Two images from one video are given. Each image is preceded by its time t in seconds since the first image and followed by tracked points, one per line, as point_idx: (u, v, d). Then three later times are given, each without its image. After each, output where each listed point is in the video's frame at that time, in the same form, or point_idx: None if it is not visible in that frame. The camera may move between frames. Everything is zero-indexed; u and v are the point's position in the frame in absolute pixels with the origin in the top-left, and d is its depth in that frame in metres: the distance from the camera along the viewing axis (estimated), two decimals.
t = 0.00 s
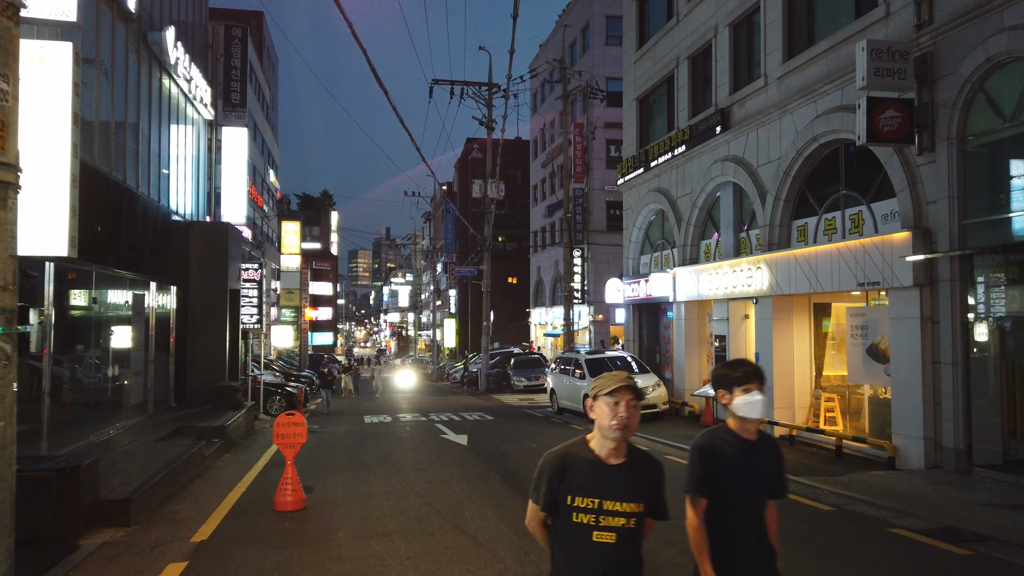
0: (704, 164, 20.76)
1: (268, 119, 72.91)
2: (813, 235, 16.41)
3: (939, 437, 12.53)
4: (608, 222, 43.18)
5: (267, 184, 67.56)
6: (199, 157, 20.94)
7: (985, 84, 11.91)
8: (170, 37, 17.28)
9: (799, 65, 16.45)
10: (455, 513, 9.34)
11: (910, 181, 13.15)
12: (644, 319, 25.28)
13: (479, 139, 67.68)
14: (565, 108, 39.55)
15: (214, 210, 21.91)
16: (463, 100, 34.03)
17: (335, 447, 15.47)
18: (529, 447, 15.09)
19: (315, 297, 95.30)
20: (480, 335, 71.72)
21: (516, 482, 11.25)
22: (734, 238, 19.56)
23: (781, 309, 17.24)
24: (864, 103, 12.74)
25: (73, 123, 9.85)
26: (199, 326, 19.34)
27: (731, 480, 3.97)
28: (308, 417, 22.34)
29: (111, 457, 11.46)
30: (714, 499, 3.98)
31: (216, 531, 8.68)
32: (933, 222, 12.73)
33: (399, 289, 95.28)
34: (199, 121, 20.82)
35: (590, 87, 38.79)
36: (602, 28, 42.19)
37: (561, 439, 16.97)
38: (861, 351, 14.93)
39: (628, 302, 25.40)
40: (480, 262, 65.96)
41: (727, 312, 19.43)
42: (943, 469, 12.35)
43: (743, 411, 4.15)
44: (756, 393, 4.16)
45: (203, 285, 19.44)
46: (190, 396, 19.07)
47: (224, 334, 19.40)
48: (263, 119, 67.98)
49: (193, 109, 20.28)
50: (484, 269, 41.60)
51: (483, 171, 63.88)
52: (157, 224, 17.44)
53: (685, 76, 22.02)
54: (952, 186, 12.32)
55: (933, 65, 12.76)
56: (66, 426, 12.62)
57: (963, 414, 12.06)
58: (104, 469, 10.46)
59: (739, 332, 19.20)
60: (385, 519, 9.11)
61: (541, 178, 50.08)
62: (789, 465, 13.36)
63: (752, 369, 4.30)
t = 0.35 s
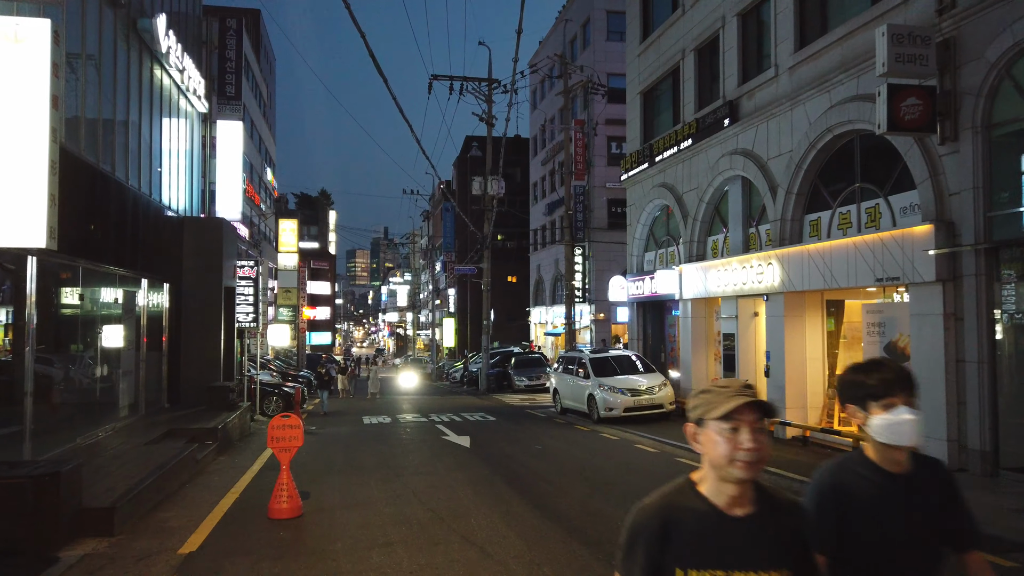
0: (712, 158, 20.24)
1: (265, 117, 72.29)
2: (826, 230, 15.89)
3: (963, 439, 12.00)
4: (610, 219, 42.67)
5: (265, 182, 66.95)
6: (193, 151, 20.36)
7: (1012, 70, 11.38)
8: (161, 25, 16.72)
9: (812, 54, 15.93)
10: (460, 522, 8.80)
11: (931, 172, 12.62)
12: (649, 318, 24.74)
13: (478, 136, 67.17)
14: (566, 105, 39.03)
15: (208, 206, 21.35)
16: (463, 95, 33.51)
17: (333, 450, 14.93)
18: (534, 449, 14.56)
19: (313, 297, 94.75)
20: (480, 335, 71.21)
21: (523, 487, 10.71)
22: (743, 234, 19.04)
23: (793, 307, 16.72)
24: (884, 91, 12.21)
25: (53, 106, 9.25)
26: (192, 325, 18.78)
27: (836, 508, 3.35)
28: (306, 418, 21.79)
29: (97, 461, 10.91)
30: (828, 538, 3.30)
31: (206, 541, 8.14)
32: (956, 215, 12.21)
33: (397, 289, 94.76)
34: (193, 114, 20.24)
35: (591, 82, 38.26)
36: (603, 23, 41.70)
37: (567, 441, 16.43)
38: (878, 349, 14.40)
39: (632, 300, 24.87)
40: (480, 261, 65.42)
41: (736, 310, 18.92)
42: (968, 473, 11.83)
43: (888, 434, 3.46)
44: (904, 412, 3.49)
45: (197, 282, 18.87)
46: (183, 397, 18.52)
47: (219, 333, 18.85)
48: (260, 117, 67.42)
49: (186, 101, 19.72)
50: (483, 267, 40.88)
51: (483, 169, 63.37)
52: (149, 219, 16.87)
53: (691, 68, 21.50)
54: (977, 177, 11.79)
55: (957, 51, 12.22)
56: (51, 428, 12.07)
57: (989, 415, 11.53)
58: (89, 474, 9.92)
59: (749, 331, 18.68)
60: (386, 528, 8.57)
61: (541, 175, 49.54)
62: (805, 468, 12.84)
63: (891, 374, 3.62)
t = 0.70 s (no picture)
0: (722, 148, 19.71)
1: (266, 113, 71.80)
2: (844, 219, 15.37)
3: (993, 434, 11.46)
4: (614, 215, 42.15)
5: (265, 179, 66.48)
6: (190, 141, 19.83)
7: None
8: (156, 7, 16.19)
9: (828, 37, 15.40)
10: (469, 521, 8.28)
11: (958, 156, 12.09)
12: (656, 314, 24.20)
13: (480, 133, 66.67)
14: (570, 98, 38.49)
15: (206, 197, 20.85)
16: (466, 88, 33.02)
17: (334, 447, 14.39)
18: (543, 446, 14.03)
19: (314, 295, 94.37)
20: (482, 333, 70.75)
21: (534, 485, 10.19)
22: (756, 225, 18.51)
23: (809, 299, 16.18)
24: (909, 71, 11.67)
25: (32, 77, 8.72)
26: (190, 319, 18.27)
27: None
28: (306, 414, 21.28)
29: (86, 457, 10.39)
30: None
31: (198, 542, 7.62)
32: (986, 200, 11.67)
33: (399, 287, 94.31)
34: (189, 102, 19.71)
35: (596, 76, 37.72)
36: (607, 17, 41.21)
37: (576, 437, 15.89)
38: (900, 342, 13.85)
39: (640, 295, 24.36)
40: (483, 259, 64.97)
41: (749, 303, 18.38)
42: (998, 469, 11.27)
43: None
44: None
45: (194, 274, 18.36)
46: (180, 393, 18.02)
47: (217, 327, 18.34)
48: (261, 113, 66.97)
49: (183, 89, 19.21)
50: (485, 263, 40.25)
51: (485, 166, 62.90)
52: (144, 208, 16.33)
53: (701, 56, 20.97)
54: (1008, 160, 11.24)
55: (985, 29, 11.68)
56: (39, 423, 11.55)
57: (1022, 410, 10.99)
58: (77, 470, 9.40)
59: (761, 325, 18.18)
60: (390, 528, 8.04)
61: (544, 172, 49.05)
62: (826, 465, 12.31)
63: None
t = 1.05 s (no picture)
0: (737, 135, 19.18)
1: (271, 110, 71.45)
2: (865, 205, 14.83)
3: None
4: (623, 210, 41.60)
5: (270, 177, 66.16)
6: (191, 128, 19.37)
7: None
8: None
9: (848, 17, 14.88)
10: (479, 513, 7.80)
11: (989, 134, 11.54)
12: (667, 307, 23.69)
13: (487, 129, 66.15)
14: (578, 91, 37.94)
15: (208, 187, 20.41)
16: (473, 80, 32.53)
17: (337, 439, 13.93)
18: (553, 439, 13.54)
19: (320, 294, 94.02)
20: (488, 331, 70.27)
21: (545, 477, 9.69)
22: (771, 213, 17.97)
23: (828, 288, 15.64)
24: (938, 45, 11.18)
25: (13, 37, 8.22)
26: (190, 310, 17.82)
27: None
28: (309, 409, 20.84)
29: (78, 447, 9.94)
30: None
31: (190, 533, 7.16)
32: (1018, 180, 11.12)
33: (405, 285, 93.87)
34: (190, 88, 19.24)
35: (605, 68, 37.16)
36: (615, 9, 40.70)
37: (587, 430, 15.39)
38: (925, 331, 13.32)
39: (650, 288, 23.85)
40: (489, 256, 64.50)
41: (764, 293, 17.85)
42: None
43: None
44: None
45: (195, 264, 17.92)
46: (180, 385, 17.60)
47: (219, 318, 17.89)
48: (267, 110, 66.67)
49: (183, 75, 18.78)
50: (492, 258, 39.69)
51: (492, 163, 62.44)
52: (143, 193, 15.86)
53: (714, 42, 20.44)
54: None
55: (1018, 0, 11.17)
56: (31, 412, 11.11)
57: None
58: (66, 460, 8.95)
59: (777, 316, 17.66)
60: (394, 519, 7.57)
61: (551, 167, 48.54)
62: (850, 458, 11.79)
63: None
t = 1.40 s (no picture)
0: (754, 126, 18.66)
1: (281, 110, 71.21)
2: (891, 195, 14.30)
3: None
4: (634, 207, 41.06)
5: (280, 176, 65.92)
6: (197, 122, 19.07)
7: None
8: None
9: None
10: (492, 515, 7.34)
11: None
12: (682, 304, 23.18)
13: (497, 128, 65.71)
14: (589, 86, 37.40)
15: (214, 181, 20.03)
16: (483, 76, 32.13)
17: (345, 438, 13.49)
18: (567, 438, 13.06)
19: (330, 293, 93.82)
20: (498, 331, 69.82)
21: (561, 477, 9.23)
22: (791, 205, 17.44)
23: (852, 282, 15.11)
24: (972, 24, 10.64)
25: None
26: (195, 306, 17.44)
27: None
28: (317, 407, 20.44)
29: (74, 445, 9.54)
30: None
31: (185, 535, 6.74)
32: None
33: (414, 285, 93.47)
34: (196, 80, 18.93)
35: (616, 62, 36.59)
36: (627, 4, 40.17)
37: (602, 429, 14.90)
38: (956, 325, 12.77)
39: (664, 284, 23.35)
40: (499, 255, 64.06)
41: (784, 288, 17.32)
42: None
43: None
44: None
45: (200, 259, 17.53)
46: (185, 383, 17.23)
47: (224, 314, 17.50)
48: (276, 109, 66.45)
49: (188, 66, 18.41)
50: (502, 256, 39.21)
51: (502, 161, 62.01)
52: (146, 185, 15.49)
53: (730, 30, 19.91)
54: None
55: None
56: (28, 410, 10.72)
57: None
58: (60, 459, 8.54)
59: (798, 311, 17.13)
60: (403, 521, 7.13)
61: (562, 165, 48.05)
62: (878, 458, 11.28)
63: None
